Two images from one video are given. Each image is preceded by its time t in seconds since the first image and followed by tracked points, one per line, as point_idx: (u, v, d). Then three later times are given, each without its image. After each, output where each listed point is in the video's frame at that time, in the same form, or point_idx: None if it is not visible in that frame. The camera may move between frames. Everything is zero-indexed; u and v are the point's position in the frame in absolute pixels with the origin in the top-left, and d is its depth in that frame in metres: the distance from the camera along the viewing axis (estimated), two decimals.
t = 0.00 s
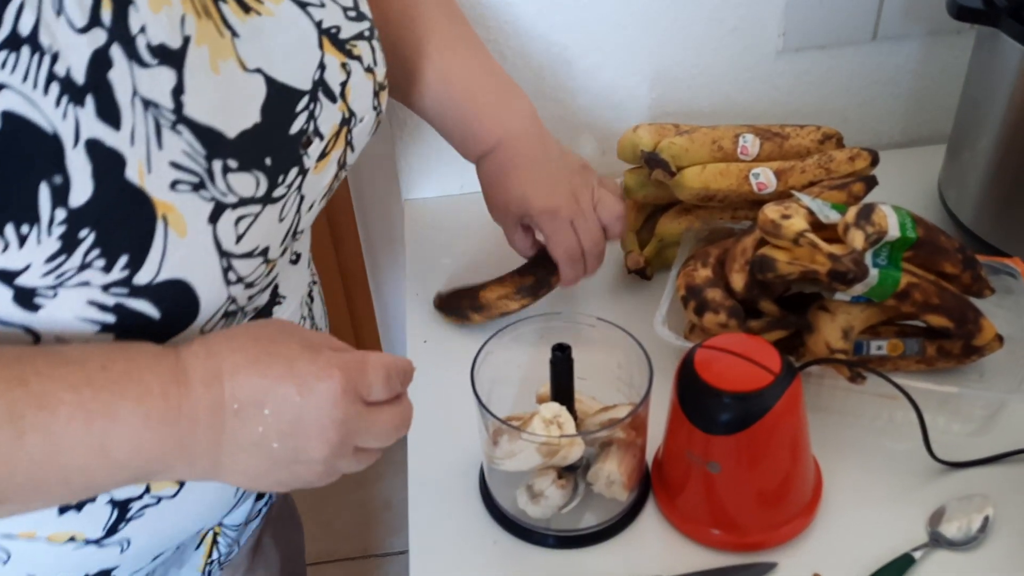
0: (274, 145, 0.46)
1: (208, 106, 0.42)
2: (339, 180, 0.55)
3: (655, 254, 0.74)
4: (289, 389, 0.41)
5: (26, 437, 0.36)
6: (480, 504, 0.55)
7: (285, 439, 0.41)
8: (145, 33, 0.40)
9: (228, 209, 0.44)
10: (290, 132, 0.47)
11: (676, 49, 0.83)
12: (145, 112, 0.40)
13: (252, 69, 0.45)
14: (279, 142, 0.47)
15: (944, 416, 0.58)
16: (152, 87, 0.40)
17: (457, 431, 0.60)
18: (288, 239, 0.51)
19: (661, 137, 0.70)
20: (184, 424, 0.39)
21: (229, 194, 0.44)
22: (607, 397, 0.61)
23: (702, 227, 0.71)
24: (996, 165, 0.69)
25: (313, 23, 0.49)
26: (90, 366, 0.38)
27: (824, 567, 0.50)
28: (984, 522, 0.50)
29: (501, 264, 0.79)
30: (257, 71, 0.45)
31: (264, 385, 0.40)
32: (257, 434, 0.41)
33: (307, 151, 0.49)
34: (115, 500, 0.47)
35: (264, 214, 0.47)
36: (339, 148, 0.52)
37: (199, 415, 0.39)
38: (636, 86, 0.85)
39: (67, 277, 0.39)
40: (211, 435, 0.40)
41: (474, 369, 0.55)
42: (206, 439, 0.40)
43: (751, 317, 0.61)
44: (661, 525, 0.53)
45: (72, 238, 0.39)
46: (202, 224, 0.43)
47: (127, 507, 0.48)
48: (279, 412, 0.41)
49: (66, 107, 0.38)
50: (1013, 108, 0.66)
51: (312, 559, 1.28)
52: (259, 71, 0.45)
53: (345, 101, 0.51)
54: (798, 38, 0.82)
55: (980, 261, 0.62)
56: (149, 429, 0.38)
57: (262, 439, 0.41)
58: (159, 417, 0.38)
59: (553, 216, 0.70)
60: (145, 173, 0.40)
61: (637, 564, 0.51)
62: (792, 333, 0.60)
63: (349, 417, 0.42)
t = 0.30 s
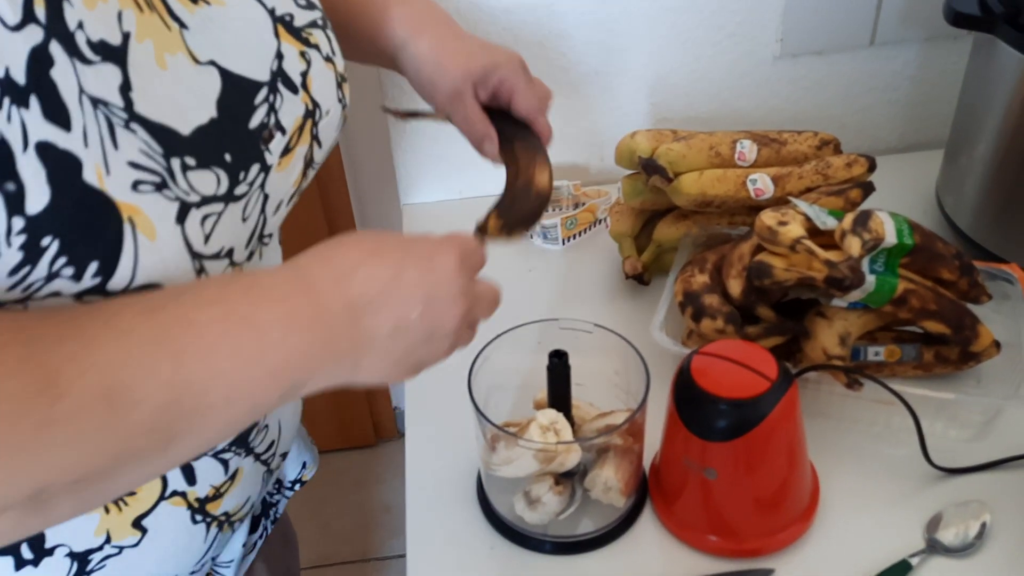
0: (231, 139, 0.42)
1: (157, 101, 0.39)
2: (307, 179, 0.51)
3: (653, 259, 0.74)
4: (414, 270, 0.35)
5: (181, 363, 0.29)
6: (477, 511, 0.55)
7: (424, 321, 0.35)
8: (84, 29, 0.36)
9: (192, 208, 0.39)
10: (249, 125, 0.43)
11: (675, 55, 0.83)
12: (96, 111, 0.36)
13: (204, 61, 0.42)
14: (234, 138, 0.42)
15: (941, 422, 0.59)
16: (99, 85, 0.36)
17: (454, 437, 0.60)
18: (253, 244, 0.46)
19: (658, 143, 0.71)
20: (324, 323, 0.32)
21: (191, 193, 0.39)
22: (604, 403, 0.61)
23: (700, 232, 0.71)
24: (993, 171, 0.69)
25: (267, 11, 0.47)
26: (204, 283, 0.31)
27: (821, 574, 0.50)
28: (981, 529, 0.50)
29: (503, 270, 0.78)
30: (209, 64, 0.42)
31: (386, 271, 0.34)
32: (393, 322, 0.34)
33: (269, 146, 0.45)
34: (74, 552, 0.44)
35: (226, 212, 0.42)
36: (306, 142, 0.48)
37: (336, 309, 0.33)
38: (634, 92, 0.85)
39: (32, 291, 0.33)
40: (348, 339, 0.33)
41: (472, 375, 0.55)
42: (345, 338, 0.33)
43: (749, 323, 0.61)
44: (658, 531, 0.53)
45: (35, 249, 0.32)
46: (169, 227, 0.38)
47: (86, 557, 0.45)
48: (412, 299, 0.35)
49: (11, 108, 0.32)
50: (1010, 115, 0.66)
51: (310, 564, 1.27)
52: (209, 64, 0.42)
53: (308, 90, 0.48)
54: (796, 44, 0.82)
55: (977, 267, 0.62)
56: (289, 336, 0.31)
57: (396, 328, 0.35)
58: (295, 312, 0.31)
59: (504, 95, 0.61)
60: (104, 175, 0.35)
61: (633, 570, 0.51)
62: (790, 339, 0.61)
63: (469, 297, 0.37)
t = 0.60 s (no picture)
0: (239, 79, 0.44)
1: (177, 35, 0.41)
2: (297, 130, 0.54)
3: (652, 261, 0.74)
4: (462, 172, 0.43)
5: (279, 261, 0.34)
6: (476, 513, 0.55)
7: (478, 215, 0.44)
8: None
9: (240, 132, 0.43)
10: (246, 68, 0.45)
11: (676, 56, 0.83)
12: (132, 44, 0.38)
13: (194, 9, 0.43)
14: (241, 77, 0.45)
15: (943, 425, 0.58)
16: (127, 18, 0.39)
17: (452, 439, 0.60)
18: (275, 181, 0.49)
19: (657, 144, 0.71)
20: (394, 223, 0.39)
21: (235, 119, 0.43)
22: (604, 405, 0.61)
23: (700, 233, 0.71)
24: (994, 173, 0.69)
25: None
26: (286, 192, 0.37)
27: None
28: (981, 531, 0.50)
29: (502, 272, 0.78)
30: (199, 11, 0.43)
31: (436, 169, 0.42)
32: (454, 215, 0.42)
33: (262, 91, 0.47)
34: (99, 542, 0.44)
35: (257, 141, 0.45)
36: (293, 91, 0.51)
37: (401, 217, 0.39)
38: (635, 93, 0.85)
39: (105, 218, 0.37)
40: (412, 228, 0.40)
41: (471, 376, 0.55)
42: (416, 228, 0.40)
43: (749, 324, 0.61)
44: (658, 534, 0.53)
45: (100, 178, 0.36)
46: (227, 147, 0.41)
47: (111, 545, 0.44)
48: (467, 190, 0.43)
49: (51, 45, 0.35)
50: (1012, 116, 0.66)
51: (308, 565, 1.27)
52: (200, 11, 0.43)
53: (293, 40, 0.51)
54: (797, 45, 0.82)
55: (979, 269, 0.62)
56: (372, 224, 0.38)
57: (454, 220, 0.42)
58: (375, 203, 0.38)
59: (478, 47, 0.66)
60: (156, 104, 0.38)
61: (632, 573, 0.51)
62: (790, 341, 0.60)
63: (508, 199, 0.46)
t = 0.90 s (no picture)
0: (236, 78, 0.44)
1: (176, 31, 0.41)
2: (297, 132, 0.53)
3: (653, 263, 0.73)
4: (459, 143, 0.41)
5: (277, 245, 0.34)
6: (474, 519, 0.54)
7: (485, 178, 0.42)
8: None
9: (237, 130, 0.42)
10: (242, 67, 0.45)
11: (676, 56, 0.82)
12: (130, 38, 0.37)
13: (189, 6, 0.43)
14: (238, 76, 0.44)
15: (946, 430, 0.58)
16: (126, 12, 0.38)
17: (450, 444, 0.59)
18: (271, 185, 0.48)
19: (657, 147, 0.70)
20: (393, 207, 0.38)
21: (232, 118, 0.42)
22: (603, 410, 0.60)
23: (701, 235, 0.70)
24: (997, 173, 0.68)
25: None
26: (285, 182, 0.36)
27: None
28: (986, 538, 0.49)
29: (499, 274, 0.78)
30: (194, 10, 0.43)
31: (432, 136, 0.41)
32: (455, 181, 0.41)
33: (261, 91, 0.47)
34: (105, 546, 0.43)
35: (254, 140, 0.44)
36: (292, 89, 0.50)
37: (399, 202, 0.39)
38: (634, 92, 0.84)
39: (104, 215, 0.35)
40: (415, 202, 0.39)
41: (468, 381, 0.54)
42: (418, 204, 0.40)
43: (751, 328, 0.60)
44: (658, 541, 0.52)
45: (99, 174, 0.35)
46: (224, 145, 0.40)
47: (119, 549, 0.43)
48: (467, 150, 0.41)
49: (50, 37, 0.34)
50: (1016, 115, 0.65)
51: (305, 570, 1.26)
52: (194, 9, 0.43)
53: (292, 35, 0.50)
54: (798, 44, 0.81)
55: (983, 271, 0.61)
56: (369, 207, 0.37)
57: (459, 185, 0.41)
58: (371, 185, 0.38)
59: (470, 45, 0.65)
60: (154, 99, 0.37)
61: None
62: (793, 345, 0.59)
63: (517, 152, 0.43)
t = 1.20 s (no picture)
0: (250, 77, 0.44)
1: (191, 29, 0.41)
2: (310, 131, 0.53)
3: (655, 264, 0.73)
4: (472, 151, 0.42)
5: (298, 253, 0.34)
6: (478, 519, 0.54)
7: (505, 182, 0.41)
8: None
9: (249, 129, 0.42)
10: (257, 66, 0.45)
11: (677, 59, 0.82)
12: (146, 35, 0.38)
13: (206, 4, 0.43)
14: (253, 74, 0.45)
15: (948, 431, 0.58)
16: (142, 10, 0.38)
17: (454, 445, 0.60)
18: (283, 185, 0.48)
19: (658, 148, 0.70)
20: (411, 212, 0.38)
21: (246, 115, 0.42)
22: (606, 411, 0.61)
23: (703, 237, 0.70)
24: (998, 175, 0.68)
25: None
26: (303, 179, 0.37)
27: None
28: (988, 538, 0.49)
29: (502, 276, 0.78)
30: (211, 7, 0.43)
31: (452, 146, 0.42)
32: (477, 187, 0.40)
33: (274, 90, 0.47)
34: (113, 547, 0.43)
35: (266, 138, 0.45)
36: (305, 88, 0.51)
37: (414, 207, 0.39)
38: (636, 95, 0.85)
39: (123, 215, 0.36)
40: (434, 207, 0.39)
41: (472, 382, 0.54)
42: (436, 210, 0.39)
43: (753, 329, 0.60)
44: (661, 541, 0.52)
45: (117, 173, 0.35)
46: (238, 145, 0.40)
47: (126, 550, 0.44)
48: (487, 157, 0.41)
49: (68, 34, 0.34)
50: (1017, 118, 0.65)
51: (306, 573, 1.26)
52: (212, 6, 0.44)
53: (304, 37, 0.51)
54: (799, 47, 0.81)
55: (984, 273, 0.61)
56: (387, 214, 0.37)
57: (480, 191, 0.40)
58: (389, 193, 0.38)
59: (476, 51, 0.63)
60: (169, 97, 0.38)
61: None
62: (794, 346, 0.60)
63: (535, 162, 0.43)
